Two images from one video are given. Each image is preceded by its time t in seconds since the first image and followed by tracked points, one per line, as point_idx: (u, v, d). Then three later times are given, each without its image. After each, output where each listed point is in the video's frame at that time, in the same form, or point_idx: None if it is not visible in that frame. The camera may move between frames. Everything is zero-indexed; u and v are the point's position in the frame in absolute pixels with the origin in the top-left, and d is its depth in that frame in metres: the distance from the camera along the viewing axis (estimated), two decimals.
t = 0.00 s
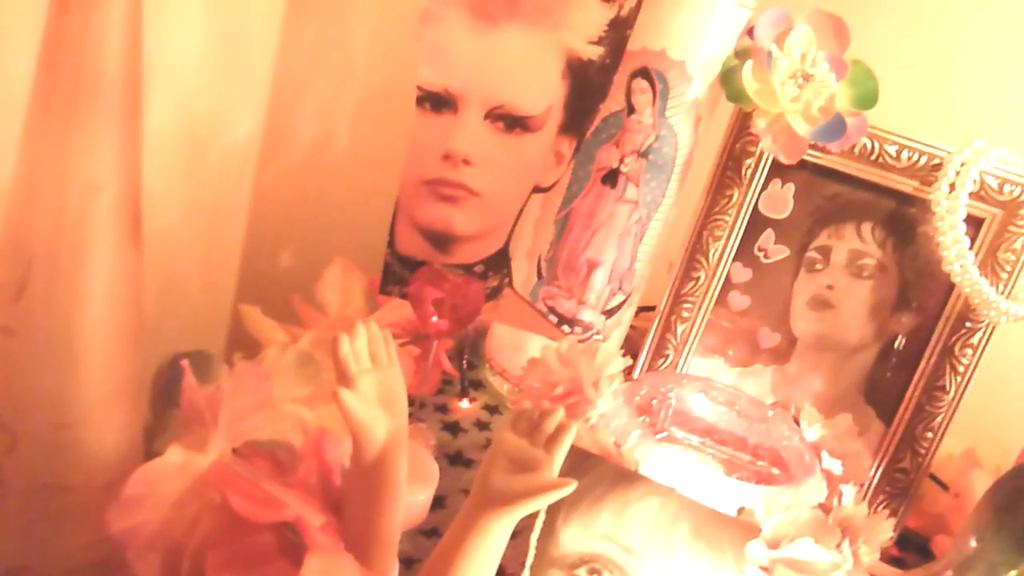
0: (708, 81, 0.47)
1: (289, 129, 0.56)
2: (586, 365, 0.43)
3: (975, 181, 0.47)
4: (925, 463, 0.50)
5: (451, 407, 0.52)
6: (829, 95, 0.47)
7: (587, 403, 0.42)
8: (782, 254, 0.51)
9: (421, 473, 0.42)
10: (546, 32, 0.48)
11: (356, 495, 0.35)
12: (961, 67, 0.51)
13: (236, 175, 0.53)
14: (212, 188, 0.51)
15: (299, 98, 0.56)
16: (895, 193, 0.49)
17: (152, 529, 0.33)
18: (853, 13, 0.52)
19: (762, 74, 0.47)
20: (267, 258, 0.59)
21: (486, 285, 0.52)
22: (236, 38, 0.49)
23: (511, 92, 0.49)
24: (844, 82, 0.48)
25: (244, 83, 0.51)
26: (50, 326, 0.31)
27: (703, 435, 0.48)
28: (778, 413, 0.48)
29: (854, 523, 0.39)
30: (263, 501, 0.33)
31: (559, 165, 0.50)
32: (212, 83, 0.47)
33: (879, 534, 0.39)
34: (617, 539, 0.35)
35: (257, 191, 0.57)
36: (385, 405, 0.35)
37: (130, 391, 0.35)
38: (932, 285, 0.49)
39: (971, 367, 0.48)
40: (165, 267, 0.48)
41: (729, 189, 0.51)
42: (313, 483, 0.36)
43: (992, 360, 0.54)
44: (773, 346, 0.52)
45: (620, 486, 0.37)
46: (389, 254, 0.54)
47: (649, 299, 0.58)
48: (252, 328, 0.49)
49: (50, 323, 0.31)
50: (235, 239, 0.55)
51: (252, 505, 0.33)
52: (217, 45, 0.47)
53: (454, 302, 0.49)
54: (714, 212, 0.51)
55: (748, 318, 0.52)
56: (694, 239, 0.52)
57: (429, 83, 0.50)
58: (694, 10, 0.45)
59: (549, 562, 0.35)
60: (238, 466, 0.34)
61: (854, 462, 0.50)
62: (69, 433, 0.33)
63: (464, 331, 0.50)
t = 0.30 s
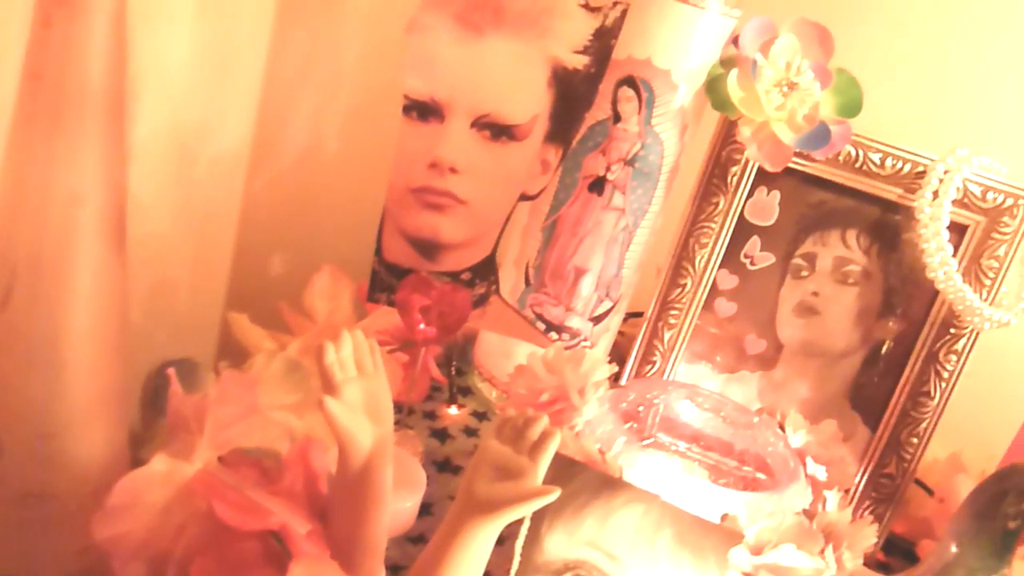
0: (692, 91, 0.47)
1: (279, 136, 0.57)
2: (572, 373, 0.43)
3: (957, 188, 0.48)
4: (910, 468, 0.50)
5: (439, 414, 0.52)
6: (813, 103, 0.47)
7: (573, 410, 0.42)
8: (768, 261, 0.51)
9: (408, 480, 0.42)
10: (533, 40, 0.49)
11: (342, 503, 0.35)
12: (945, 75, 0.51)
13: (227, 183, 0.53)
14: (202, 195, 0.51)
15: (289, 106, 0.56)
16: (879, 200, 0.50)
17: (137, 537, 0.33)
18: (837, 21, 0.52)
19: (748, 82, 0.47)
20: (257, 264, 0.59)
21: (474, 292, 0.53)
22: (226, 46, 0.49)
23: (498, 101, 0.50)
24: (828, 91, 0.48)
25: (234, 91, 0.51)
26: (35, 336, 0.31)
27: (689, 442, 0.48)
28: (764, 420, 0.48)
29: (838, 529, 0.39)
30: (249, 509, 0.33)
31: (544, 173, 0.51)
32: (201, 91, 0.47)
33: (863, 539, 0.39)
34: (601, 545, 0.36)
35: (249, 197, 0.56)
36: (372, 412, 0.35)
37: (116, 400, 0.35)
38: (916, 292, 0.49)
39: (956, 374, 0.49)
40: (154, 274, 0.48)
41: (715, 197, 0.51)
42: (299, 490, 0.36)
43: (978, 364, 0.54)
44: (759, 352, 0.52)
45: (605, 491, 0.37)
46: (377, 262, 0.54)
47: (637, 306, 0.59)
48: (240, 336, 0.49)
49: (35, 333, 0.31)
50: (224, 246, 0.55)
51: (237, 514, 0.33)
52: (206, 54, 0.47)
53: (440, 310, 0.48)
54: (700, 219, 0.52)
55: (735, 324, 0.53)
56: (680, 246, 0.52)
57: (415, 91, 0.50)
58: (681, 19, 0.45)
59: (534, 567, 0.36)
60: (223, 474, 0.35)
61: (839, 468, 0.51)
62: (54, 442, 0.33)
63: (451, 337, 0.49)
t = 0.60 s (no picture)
0: (682, 97, 0.48)
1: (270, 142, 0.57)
2: (562, 378, 0.43)
3: (946, 195, 0.48)
4: (899, 473, 0.50)
5: (431, 419, 0.52)
6: (802, 110, 0.47)
7: (562, 416, 0.42)
8: (757, 266, 0.52)
9: (396, 486, 0.42)
10: (521, 48, 0.49)
11: (330, 509, 0.35)
12: (934, 81, 0.52)
13: (218, 189, 0.53)
14: (193, 200, 0.51)
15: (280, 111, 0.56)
16: (867, 207, 0.50)
17: (127, 544, 0.34)
18: (827, 28, 0.52)
19: (737, 89, 0.47)
20: (251, 269, 0.58)
21: (464, 298, 0.53)
22: (216, 52, 0.49)
23: (488, 107, 0.50)
24: (817, 97, 0.48)
25: (225, 97, 0.51)
26: (22, 344, 0.32)
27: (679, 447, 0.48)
28: (752, 425, 0.49)
29: (826, 534, 0.40)
30: (237, 516, 0.33)
31: (534, 179, 0.51)
32: (193, 95, 0.48)
33: (849, 545, 0.40)
34: (589, 551, 0.36)
35: (243, 203, 0.56)
36: (361, 418, 0.35)
37: (105, 407, 0.35)
38: (905, 298, 0.50)
39: (944, 379, 0.49)
40: (145, 280, 0.48)
41: (705, 203, 0.51)
42: (289, 496, 0.36)
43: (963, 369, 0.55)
44: (749, 357, 0.53)
45: (593, 497, 0.38)
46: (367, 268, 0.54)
47: (628, 311, 0.59)
48: (232, 342, 0.49)
49: (23, 341, 0.32)
50: (216, 251, 0.55)
51: (225, 520, 0.33)
52: (197, 60, 0.47)
53: (431, 316, 0.49)
54: (690, 224, 0.52)
55: (725, 329, 0.53)
56: (671, 252, 0.52)
57: (405, 98, 0.51)
58: (670, 26, 0.45)
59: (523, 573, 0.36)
60: (212, 480, 0.35)
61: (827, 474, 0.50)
62: (43, 449, 0.33)
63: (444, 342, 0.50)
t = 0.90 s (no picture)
0: (666, 95, 0.48)
1: (256, 141, 0.57)
2: (543, 377, 0.43)
3: (926, 193, 0.48)
4: (880, 470, 0.51)
5: (416, 418, 0.52)
6: (783, 109, 0.48)
7: (544, 414, 0.42)
8: (740, 265, 0.52)
9: (380, 485, 0.42)
10: (504, 48, 0.49)
11: (311, 508, 0.35)
12: (916, 80, 0.52)
13: (204, 188, 0.53)
14: (179, 198, 0.51)
15: (266, 111, 0.56)
16: (848, 205, 0.50)
17: (108, 542, 0.34)
18: (809, 28, 0.53)
19: (718, 88, 0.48)
20: (237, 269, 0.58)
21: (447, 297, 0.54)
22: (201, 52, 0.49)
23: (470, 107, 0.50)
24: (800, 96, 0.48)
25: (211, 96, 0.51)
26: None
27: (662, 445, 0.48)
28: (734, 422, 0.49)
29: (806, 530, 0.40)
30: (217, 514, 0.33)
31: (517, 179, 0.52)
32: (178, 95, 0.48)
33: (828, 542, 0.40)
34: (568, 548, 0.36)
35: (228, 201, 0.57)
36: (342, 419, 0.35)
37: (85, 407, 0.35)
38: (887, 296, 0.50)
39: (925, 376, 0.50)
40: (131, 280, 0.48)
41: (688, 202, 0.52)
42: (271, 494, 0.36)
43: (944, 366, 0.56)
44: (732, 355, 0.53)
45: (572, 495, 0.38)
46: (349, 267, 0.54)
47: (613, 310, 0.59)
48: (216, 341, 0.49)
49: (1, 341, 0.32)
50: (201, 251, 0.55)
51: (204, 518, 0.33)
52: (182, 60, 0.47)
53: (414, 315, 0.49)
54: (673, 224, 0.52)
55: (710, 327, 0.53)
56: (654, 251, 0.53)
57: (388, 98, 0.51)
58: (652, 26, 0.46)
59: (504, 569, 0.36)
60: (192, 479, 0.35)
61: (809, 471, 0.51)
62: (22, 449, 0.33)
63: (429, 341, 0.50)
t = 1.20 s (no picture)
0: (652, 93, 0.48)
1: (246, 139, 0.57)
2: (530, 373, 0.43)
3: (912, 190, 0.48)
4: (868, 465, 0.51)
5: (404, 415, 0.53)
6: (770, 107, 0.48)
7: (530, 409, 0.43)
8: (728, 262, 0.52)
9: (368, 480, 0.43)
10: (490, 45, 0.50)
11: (297, 504, 0.35)
12: (903, 78, 0.52)
13: (194, 186, 0.53)
14: (169, 196, 0.51)
15: (255, 108, 0.57)
16: (835, 202, 0.50)
17: (94, 537, 0.34)
18: (796, 25, 0.53)
19: (705, 85, 0.48)
20: (227, 266, 0.59)
21: (435, 294, 0.54)
22: (191, 51, 0.49)
23: (456, 104, 0.50)
24: (786, 93, 0.49)
25: (200, 93, 0.51)
26: None
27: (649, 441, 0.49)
28: (720, 418, 0.48)
29: (791, 525, 0.40)
30: (202, 510, 0.33)
31: (504, 176, 0.52)
32: (168, 93, 0.48)
33: (814, 534, 0.40)
34: (554, 543, 0.36)
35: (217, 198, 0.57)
36: (328, 416, 0.36)
37: (70, 403, 0.35)
38: (873, 292, 0.50)
39: (911, 372, 0.50)
40: (120, 277, 0.48)
41: (675, 199, 0.52)
42: (256, 490, 0.36)
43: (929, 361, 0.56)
44: (720, 351, 0.53)
45: (556, 490, 0.38)
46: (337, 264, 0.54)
47: (601, 306, 0.59)
48: (204, 338, 0.49)
49: None
50: (191, 247, 0.55)
51: (189, 514, 0.33)
52: (172, 58, 0.47)
53: (402, 311, 0.49)
54: (661, 220, 0.52)
55: (697, 323, 0.53)
56: (642, 248, 0.53)
57: (374, 94, 0.50)
58: (639, 23, 0.46)
59: (488, 566, 0.36)
60: (178, 475, 0.35)
61: (795, 466, 0.51)
62: (6, 445, 0.33)
63: (417, 338, 0.50)
